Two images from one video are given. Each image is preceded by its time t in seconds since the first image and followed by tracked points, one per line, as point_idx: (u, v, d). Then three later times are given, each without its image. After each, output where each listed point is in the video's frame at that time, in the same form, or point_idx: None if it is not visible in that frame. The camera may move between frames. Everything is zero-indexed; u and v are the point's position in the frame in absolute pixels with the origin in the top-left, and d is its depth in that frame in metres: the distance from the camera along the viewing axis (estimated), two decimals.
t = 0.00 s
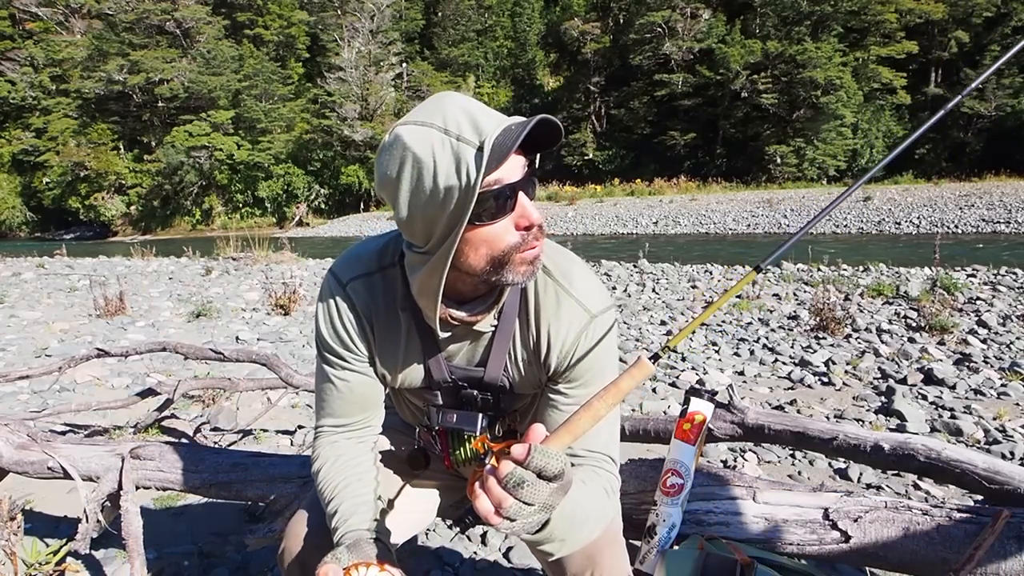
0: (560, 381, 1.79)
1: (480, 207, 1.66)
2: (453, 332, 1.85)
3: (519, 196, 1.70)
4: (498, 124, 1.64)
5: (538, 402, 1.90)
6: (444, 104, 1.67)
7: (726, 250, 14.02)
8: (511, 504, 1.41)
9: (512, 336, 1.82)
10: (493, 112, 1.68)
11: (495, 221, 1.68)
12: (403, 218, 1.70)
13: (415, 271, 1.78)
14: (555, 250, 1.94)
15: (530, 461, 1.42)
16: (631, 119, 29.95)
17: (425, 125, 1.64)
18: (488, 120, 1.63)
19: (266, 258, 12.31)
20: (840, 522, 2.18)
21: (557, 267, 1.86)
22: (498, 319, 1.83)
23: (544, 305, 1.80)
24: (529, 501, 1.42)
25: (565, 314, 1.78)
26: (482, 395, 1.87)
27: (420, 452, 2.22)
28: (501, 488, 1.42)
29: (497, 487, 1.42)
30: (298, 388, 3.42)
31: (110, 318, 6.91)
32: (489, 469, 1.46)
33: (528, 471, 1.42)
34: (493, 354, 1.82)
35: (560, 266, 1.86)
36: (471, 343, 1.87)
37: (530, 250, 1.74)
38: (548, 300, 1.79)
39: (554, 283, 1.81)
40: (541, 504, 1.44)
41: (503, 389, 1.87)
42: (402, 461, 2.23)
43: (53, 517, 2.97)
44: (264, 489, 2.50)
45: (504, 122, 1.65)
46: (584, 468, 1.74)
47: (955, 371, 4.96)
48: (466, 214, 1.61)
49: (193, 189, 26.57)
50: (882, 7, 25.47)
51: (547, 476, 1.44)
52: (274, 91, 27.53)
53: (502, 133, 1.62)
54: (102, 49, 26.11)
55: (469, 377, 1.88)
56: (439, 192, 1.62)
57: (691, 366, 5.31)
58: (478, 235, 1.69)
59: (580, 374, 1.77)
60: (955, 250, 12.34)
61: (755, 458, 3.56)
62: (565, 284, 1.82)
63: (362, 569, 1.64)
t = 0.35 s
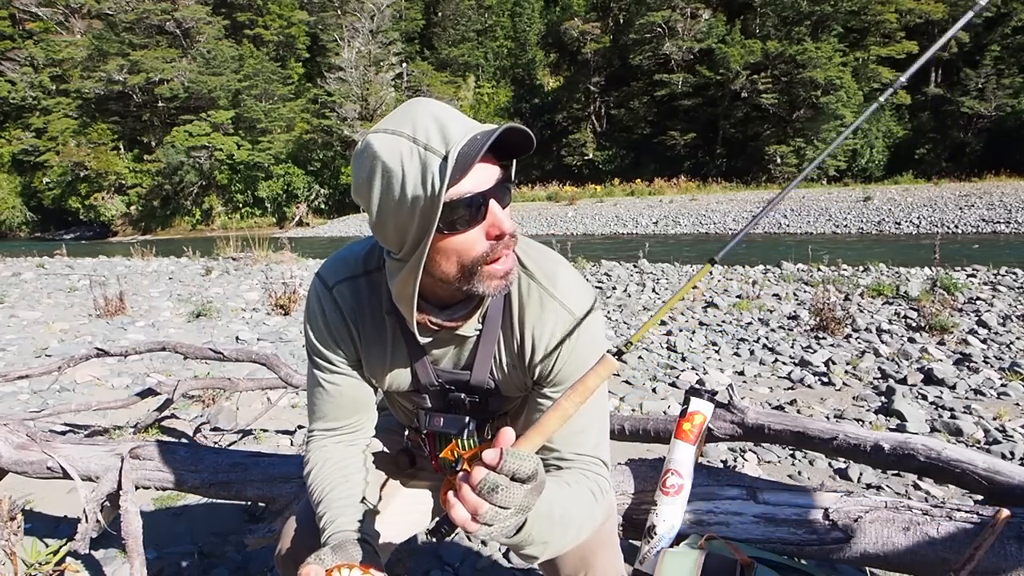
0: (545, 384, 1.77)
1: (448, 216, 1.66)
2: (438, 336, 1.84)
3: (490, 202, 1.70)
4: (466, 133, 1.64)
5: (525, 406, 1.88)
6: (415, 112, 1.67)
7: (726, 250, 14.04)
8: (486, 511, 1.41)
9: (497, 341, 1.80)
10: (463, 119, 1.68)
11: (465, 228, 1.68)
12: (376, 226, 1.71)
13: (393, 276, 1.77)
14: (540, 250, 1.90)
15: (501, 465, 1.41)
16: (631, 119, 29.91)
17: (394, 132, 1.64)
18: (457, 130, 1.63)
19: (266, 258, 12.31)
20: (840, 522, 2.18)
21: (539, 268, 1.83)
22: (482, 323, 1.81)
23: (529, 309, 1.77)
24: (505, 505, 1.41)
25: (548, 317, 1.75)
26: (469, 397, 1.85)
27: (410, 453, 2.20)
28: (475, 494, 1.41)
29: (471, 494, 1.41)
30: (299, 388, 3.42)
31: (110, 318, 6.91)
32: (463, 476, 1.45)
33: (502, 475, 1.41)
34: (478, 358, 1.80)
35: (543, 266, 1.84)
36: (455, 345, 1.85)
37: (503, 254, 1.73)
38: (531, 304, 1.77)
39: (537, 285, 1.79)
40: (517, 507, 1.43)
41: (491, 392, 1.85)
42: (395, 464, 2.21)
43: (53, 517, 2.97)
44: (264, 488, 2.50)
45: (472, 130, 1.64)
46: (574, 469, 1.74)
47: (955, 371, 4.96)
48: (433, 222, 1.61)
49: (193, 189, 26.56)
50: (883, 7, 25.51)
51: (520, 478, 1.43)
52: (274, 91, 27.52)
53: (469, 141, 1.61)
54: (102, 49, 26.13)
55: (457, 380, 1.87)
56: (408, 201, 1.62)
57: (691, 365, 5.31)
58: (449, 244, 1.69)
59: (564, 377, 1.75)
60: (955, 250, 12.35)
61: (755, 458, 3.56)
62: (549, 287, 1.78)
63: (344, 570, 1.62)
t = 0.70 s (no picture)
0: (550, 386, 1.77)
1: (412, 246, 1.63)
2: (438, 337, 1.84)
3: (444, 258, 1.63)
4: (440, 193, 1.55)
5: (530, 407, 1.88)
6: (450, 138, 1.63)
7: (726, 249, 14.05)
8: (473, 516, 1.41)
9: (498, 344, 1.79)
10: (460, 171, 1.60)
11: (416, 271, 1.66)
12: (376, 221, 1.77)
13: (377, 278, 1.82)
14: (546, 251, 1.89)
15: (482, 468, 1.43)
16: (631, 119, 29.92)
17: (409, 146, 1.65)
18: (436, 184, 1.57)
19: (266, 258, 12.31)
20: (840, 522, 2.18)
21: (545, 270, 1.81)
22: (482, 327, 1.80)
23: (535, 311, 1.76)
24: (491, 509, 1.41)
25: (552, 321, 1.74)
26: (470, 397, 1.85)
27: (411, 452, 2.21)
28: (462, 499, 1.42)
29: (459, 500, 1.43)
30: (299, 388, 3.42)
31: (110, 318, 6.91)
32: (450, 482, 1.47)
33: (485, 477, 1.43)
34: (481, 359, 1.79)
35: (548, 266, 1.82)
36: (459, 346, 1.84)
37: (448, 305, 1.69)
38: (534, 307, 1.76)
39: (543, 288, 1.77)
40: (506, 510, 1.43)
41: (492, 391, 1.85)
42: (396, 460, 2.22)
43: (53, 517, 2.97)
44: (264, 488, 2.50)
45: (448, 195, 1.55)
46: (579, 472, 1.75)
47: (955, 371, 4.96)
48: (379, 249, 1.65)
49: (193, 189, 26.54)
50: (883, 7, 25.53)
51: (504, 481, 1.44)
52: (274, 91, 27.53)
53: (432, 204, 1.55)
54: (102, 49, 26.12)
55: (458, 380, 1.86)
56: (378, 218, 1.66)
57: (691, 365, 5.31)
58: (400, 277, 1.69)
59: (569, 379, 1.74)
60: (955, 249, 12.35)
61: (755, 458, 3.56)
62: (555, 290, 1.76)
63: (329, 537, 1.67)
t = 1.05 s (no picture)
0: (560, 386, 1.77)
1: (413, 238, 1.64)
2: (447, 336, 1.83)
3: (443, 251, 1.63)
4: (442, 183, 1.57)
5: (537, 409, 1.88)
6: (461, 133, 1.65)
7: (725, 249, 14.06)
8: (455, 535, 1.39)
9: (508, 342, 1.80)
10: (467, 164, 1.60)
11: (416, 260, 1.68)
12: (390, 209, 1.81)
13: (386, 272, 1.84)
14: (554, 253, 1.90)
15: (459, 484, 1.41)
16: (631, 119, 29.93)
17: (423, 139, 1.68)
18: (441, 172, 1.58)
19: (266, 258, 12.31)
20: (840, 521, 2.18)
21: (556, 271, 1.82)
22: (492, 327, 1.80)
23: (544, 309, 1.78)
24: (470, 524, 1.39)
25: (563, 320, 1.74)
26: (478, 398, 1.84)
27: (418, 452, 2.22)
28: (445, 515, 1.41)
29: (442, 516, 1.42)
30: (299, 388, 3.43)
31: (109, 318, 6.91)
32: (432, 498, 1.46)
33: (463, 493, 1.42)
34: (490, 359, 1.80)
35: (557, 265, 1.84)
36: (468, 345, 1.84)
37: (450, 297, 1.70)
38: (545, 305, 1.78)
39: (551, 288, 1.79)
40: (488, 524, 1.41)
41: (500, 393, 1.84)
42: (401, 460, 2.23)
43: (53, 517, 2.97)
44: (264, 488, 2.50)
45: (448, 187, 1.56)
46: (581, 474, 1.74)
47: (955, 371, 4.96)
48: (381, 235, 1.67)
49: (193, 189, 26.53)
50: (882, 7, 25.60)
51: (483, 498, 1.42)
52: (274, 91, 27.54)
53: (431, 193, 1.56)
54: (102, 49, 26.10)
55: (465, 379, 1.85)
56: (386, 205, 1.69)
57: (690, 365, 5.31)
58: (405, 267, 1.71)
59: (577, 379, 1.75)
60: (955, 249, 12.35)
61: (756, 458, 3.56)
62: (566, 289, 1.77)
63: (324, 540, 1.67)
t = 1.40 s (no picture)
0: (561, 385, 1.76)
1: (421, 184, 1.74)
2: (447, 327, 1.84)
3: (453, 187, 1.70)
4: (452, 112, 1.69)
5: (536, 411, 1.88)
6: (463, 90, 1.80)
7: (725, 249, 14.07)
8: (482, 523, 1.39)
9: (509, 335, 1.81)
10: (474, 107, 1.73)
11: (426, 202, 1.73)
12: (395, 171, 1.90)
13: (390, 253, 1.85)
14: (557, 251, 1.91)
15: (489, 475, 1.40)
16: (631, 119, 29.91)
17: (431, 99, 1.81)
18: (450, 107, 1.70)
19: (266, 258, 12.31)
20: (840, 522, 2.18)
21: (558, 266, 1.84)
22: (494, 321, 1.81)
23: (546, 304, 1.79)
24: (498, 515, 1.39)
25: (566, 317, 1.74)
26: (478, 397, 1.83)
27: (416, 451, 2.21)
28: (470, 506, 1.41)
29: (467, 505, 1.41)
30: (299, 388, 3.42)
31: (109, 318, 6.91)
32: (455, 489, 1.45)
33: (490, 484, 1.41)
34: (491, 356, 1.81)
35: (559, 262, 1.86)
36: (469, 339, 1.84)
37: (460, 246, 1.72)
38: (548, 302, 1.79)
39: (557, 284, 1.80)
40: (513, 516, 1.41)
41: (500, 392, 1.85)
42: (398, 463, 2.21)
43: (53, 517, 2.97)
44: (264, 488, 2.49)
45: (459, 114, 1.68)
46: (587, 473, 1.75)
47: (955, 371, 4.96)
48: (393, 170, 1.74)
49: (193, 189, 26.53)
50: (882, 7, 25.63)
51: (510, 489, 1.41)
52: (274, 91, 27.55)
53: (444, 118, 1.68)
54: (102, 49, 26.09)
55: (466, 379, 1.85)
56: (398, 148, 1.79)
57: (690, 365, 5.31)
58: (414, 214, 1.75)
59: (581, 377, 1.75)
60: (955, 249, 12.36)
61: (756, 458, 3.56)
62: (566, 286, 1.80)
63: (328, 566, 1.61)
